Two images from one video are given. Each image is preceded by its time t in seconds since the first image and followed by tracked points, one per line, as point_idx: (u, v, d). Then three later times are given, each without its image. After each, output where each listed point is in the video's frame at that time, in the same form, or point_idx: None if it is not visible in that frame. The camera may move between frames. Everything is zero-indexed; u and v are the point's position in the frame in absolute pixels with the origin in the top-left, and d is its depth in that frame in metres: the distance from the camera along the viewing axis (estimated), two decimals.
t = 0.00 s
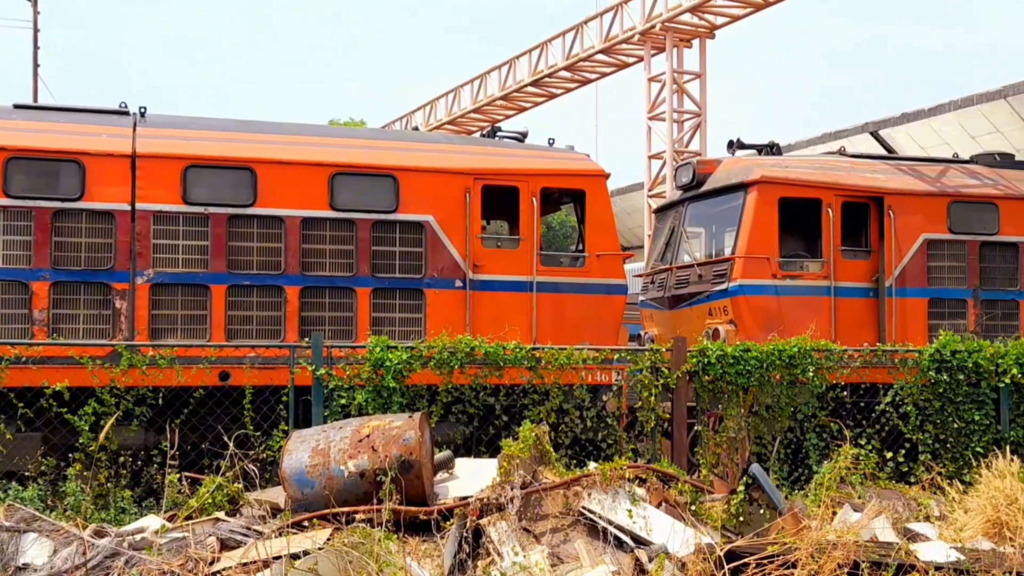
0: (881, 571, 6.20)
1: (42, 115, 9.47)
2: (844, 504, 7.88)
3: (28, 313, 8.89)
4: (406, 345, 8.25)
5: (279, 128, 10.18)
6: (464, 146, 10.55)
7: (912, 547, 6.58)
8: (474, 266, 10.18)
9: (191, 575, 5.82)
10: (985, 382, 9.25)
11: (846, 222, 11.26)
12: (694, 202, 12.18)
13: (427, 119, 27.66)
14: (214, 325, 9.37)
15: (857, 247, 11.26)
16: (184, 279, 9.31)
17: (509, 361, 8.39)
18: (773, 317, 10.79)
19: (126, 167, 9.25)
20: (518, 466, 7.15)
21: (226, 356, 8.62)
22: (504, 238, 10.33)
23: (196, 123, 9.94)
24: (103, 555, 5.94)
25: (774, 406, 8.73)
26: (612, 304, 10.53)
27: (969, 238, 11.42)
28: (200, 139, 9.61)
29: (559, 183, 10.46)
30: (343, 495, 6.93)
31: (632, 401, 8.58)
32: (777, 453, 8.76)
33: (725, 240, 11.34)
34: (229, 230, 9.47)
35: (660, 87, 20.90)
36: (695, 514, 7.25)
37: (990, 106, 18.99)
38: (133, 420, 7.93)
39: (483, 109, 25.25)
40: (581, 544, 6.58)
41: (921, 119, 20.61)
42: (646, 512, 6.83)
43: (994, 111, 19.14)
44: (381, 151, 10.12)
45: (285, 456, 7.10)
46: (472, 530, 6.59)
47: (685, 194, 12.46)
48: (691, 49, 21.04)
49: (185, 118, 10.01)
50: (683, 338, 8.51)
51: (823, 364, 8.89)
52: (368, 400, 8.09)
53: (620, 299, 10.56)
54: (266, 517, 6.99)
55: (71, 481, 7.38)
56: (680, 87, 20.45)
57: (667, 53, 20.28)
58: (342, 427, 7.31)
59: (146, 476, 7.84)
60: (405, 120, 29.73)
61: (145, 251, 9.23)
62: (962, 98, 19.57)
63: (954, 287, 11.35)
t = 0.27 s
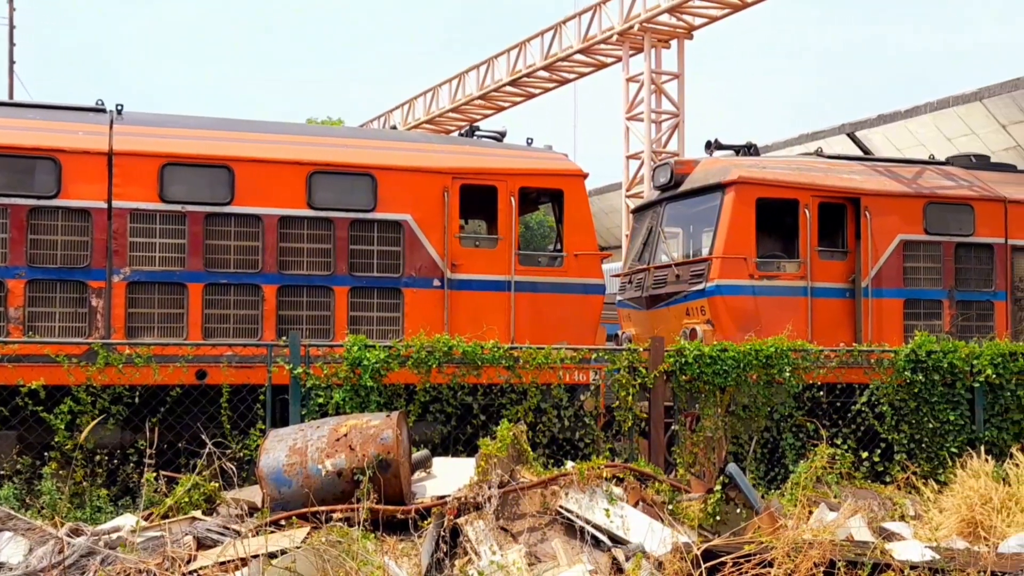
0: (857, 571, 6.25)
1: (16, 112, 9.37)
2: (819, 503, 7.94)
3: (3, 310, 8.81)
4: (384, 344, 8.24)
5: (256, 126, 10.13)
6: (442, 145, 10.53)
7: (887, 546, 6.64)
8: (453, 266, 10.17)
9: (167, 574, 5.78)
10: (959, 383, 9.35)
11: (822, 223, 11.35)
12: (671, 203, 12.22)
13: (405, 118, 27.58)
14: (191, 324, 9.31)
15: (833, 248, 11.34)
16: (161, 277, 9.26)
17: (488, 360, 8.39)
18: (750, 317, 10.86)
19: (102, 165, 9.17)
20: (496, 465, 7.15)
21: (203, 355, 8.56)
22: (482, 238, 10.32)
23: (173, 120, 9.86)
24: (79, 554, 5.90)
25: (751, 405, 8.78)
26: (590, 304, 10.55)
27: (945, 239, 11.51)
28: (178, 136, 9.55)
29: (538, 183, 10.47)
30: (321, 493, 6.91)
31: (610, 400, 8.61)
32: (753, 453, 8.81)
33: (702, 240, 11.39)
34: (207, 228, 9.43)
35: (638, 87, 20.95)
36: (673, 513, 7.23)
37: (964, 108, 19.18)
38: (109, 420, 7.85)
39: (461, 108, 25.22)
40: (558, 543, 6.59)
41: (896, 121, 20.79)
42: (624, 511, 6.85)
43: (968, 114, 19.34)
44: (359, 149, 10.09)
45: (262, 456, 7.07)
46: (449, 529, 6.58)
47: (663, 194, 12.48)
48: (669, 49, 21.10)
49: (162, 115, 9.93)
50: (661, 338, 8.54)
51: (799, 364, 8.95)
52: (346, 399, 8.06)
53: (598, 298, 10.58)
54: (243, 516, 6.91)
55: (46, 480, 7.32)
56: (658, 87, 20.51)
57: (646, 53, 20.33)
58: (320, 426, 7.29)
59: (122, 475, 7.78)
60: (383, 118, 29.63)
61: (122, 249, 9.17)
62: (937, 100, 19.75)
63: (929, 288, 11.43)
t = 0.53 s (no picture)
0: (835, 568, 6.27)
1: None
2: (799, 502, 7.98)
3: None
4: (365, 343, 8.24)
5: (237, 124, 10.08)
6: (424, 144, 10.51)
7: (866, 544, 6.69)
8: (434, 265, 10.16)
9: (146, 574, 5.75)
10: (937, 382, 9.44)
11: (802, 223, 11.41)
12: (653, 203, 12.24)
13: (387, 117, 27.52)
14: (170, 323, 9.26)
15: (813, 248, 11.41)
16: (140, 276, 9.20)
17: (469, 359, 8.39)
18: (731, 316, 10.91)
19: (81, 162, 9.11)
20: (477, 464, 7.15)
21: (182, 354, 8.46)
22: (464, 237, 10.31)
23: (153, 118, 9.80)
24: (57, 554, 5.86)
25: (731, 405, 8.83)
26: (571, 303, 10.56)
27: (924, 239, 11.59)
28: (158, 134, 9.49)
29: (519, 182, 10.47)
30: (301, 493, 6.89)
31: (591, 400, 8.62)
32: (734, 452, 8.85)
33: (683, 240, 11.43)
34: (187, 227, 9.39)
35: (620, 87, 20.99)
36: (653, 512, 7.29)
37: (943, 109, 19.32)
38: (88, 420, 7.79)
39: (442, 107, 25.18)
40: (539, 543, 6.60)
41: (876, 122, 20.92)
42: (604, 510, 6.87)
43: (947, 115, 19.49)
44: (340, 148, 10.07)
45: (242, 455, 7.05)
46: (430, 529, 6.57)
47: (644, 194, 12.48)
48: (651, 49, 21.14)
49: (142, 113, 9.87)
50: (642, 337, 8.54)
51: (779, 363, 9.00)
52: (326, 399, 8.05)
53: (579, 298, 10.60)
54: (223, 515, 6.87)
55: (24, 480, 7.26)
56: (640, 87, 20.55)
57: (627, 53, 20.37)
58: (300, 425, 7.27)
59: (101, 475, 7.73)
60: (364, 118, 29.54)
61: (101, 247, 9.10)
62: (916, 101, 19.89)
63: (908, 288, 11.51)
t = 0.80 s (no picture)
0: (813, 566, 6.29)
1: None
2: (777, 500, 8.02)
3: None
4: (343, 342, 8.19)
5: (214, 121, 10.01)
6: (402, 143, 10.48)
7: (842, 542, 6.73)
8: (413, 263, 10.13)
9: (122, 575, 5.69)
10: (913, 381, 9.53)
11: (779, 222, 11.47)
12: (631, 202, 12.26)
13: (365, 115, 27.43)
14: (146, 321, 9.19)
15: (790, 247, 11.48)
16: (115, 274, 9.12)
17: (448, 358, 8.37)
18: (709, 316, 10.95)
19: (56, 159, 9.02)
20: (456, 463, 7.15)
21: (158, 353, 8.44)
22: (442, 236, 10.29)
23: (129, 115, 9.72)
24: (31, 556, 5.83)
25: (709, 404, 8.87)
26: (550, 302, 10.57)
27: (899, 240, 11.68)
28: (133, 131, 9.42)
29: (498, 181, 10.46)
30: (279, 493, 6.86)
31: (570, 399, 8.62)
32: (711, 450, 8.89)
33: (661, 239, 11.46)
34: (163, 225, 9.31)
35: (599, 87, 21.02)
36: (631, 511, 7.33)
37: (919, 110, 19.49)
38: (62, 419, 7.72)
39: (421, 106, 25.13)
40: (518, 542, 6.60)
41: (852, 122, 21.07)
42: (583, 509, 6.88)
43: (922, 116, 19.66)
44: (318, 146, 10.02)
45: (219, 455, 7.02)
46: (409, 528, 6.58)
47: (623, 193, 12.50)
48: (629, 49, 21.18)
49: (118, 110, 9.78)
50: (620, 336, 8.56)
51: (756, 363, 9.05)
52: (304, 398, 8.03)
53: (558, 297, 10.61)
54: (200, 516, 6.85)
55: None
56: (618, 87, 20.59)
57: (606, 52, 20.40)
58: (278, 424, 7.23)
59: (76, 475, 7.66)
60: (342, 116, 29.44)
61: (75, 245, 9.02)
62: (892, 102, 20.04)
63: (884, 288, 11.59)
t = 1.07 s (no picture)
0: (795, 564, 6.33)
1: None
2: (760, 499, 8.06)
3: None
4: (326, 341, 8.19)
5: (197, 119, 9.97)
6: (386, 141, 10.46)
7: (825, 541, 6.78)
8: (396, 262, 10.12)
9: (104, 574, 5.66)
10: (895, 380, 9.60)
11: (763, 222, 11.52)
12: (615, 201, 12.28)
13: (349, 113, 27.35)
14: (129, 320, 9.14)
15: (773, 247, 11.53)
16: (97, 272, 9.08)
17: (432, 357, 8.36)
18: (692, 315, 11.00)
19: (37, 157, 8.96)
20: (439, 462, 7.15)
21: (141, 352, 8.43)
22: (426, 235, 10.28)
23: (111, 113, 9.66)
24: (12, 555, 5.82)
25: (692, 403, 8.90)
26: (534, 301, 10.58)
27: (882, 239, 11.74)
28: (116, 129, 9.36)
29: (482, 180, 10.46)
30: (262, 492, 6.85)
31: (554, 398, 8.63)
32: (695, 449, 8.92)
33: (645, 239, 11.49)
34: (145, 223, 9.27)
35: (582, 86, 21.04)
36: (615, 509, 7.30)
37: (901, 111, 19.62)
38: (43, 417, 7.67)
39: (405, 105, 25.09)
40: (502, 541, 6.60)
41: (835, 122, 21.18)
42: (567, 508, 6.91)
43: (904, 116, 19.78)
44: (302, 144, 9.99)
45: (202, 453, 7.00)
46: (393, 527, 6.57)
47: (607, 192, 12.51)
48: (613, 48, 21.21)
49: (100, 108, 9.72)
50: (604, 336, 8.59)
51: (740, 362, 9.09)
52: (287, 397, 8.02)
53: (542, 296, 10.61)
54: (183, 515, 6.89)
55: None
56: (602, 86, 20.62)
57: (590, 52, 20.42)
58: (261, 423, 7.21)
59: (57, 474, 7.59)
60: (325, 114, 29.34)
61: (57, 243, 8.98)
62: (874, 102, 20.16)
63: (866, 288, 11.66)
